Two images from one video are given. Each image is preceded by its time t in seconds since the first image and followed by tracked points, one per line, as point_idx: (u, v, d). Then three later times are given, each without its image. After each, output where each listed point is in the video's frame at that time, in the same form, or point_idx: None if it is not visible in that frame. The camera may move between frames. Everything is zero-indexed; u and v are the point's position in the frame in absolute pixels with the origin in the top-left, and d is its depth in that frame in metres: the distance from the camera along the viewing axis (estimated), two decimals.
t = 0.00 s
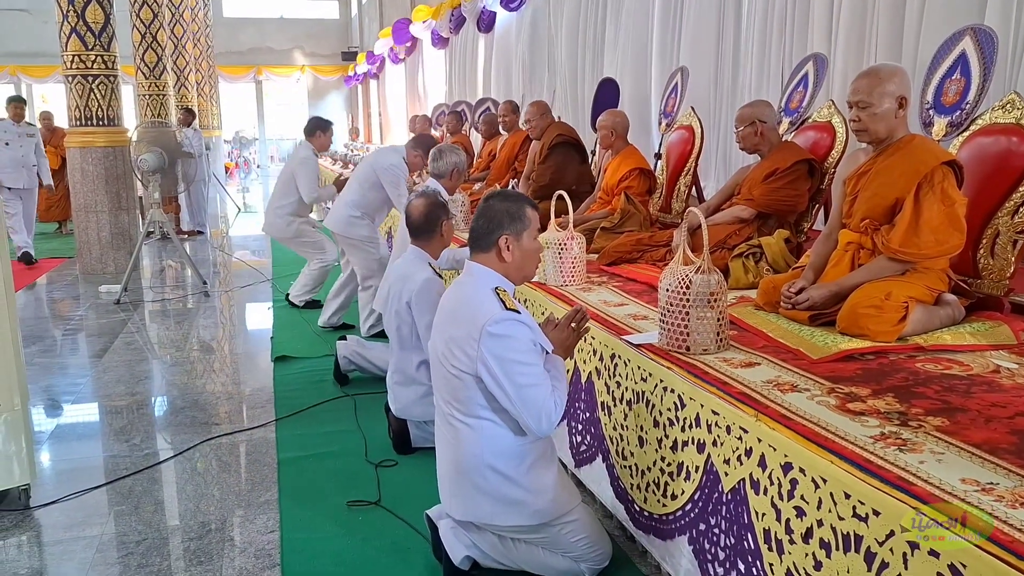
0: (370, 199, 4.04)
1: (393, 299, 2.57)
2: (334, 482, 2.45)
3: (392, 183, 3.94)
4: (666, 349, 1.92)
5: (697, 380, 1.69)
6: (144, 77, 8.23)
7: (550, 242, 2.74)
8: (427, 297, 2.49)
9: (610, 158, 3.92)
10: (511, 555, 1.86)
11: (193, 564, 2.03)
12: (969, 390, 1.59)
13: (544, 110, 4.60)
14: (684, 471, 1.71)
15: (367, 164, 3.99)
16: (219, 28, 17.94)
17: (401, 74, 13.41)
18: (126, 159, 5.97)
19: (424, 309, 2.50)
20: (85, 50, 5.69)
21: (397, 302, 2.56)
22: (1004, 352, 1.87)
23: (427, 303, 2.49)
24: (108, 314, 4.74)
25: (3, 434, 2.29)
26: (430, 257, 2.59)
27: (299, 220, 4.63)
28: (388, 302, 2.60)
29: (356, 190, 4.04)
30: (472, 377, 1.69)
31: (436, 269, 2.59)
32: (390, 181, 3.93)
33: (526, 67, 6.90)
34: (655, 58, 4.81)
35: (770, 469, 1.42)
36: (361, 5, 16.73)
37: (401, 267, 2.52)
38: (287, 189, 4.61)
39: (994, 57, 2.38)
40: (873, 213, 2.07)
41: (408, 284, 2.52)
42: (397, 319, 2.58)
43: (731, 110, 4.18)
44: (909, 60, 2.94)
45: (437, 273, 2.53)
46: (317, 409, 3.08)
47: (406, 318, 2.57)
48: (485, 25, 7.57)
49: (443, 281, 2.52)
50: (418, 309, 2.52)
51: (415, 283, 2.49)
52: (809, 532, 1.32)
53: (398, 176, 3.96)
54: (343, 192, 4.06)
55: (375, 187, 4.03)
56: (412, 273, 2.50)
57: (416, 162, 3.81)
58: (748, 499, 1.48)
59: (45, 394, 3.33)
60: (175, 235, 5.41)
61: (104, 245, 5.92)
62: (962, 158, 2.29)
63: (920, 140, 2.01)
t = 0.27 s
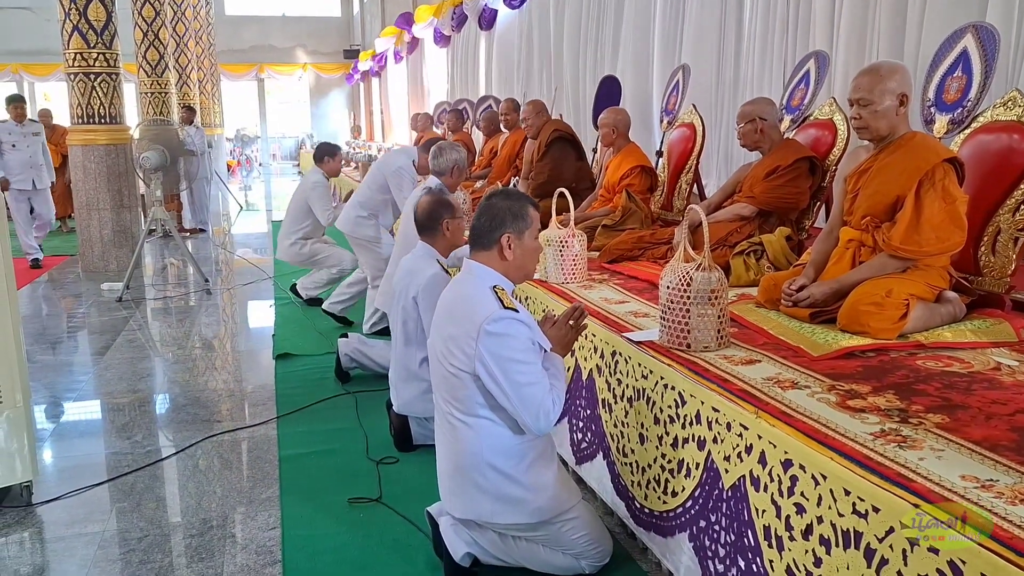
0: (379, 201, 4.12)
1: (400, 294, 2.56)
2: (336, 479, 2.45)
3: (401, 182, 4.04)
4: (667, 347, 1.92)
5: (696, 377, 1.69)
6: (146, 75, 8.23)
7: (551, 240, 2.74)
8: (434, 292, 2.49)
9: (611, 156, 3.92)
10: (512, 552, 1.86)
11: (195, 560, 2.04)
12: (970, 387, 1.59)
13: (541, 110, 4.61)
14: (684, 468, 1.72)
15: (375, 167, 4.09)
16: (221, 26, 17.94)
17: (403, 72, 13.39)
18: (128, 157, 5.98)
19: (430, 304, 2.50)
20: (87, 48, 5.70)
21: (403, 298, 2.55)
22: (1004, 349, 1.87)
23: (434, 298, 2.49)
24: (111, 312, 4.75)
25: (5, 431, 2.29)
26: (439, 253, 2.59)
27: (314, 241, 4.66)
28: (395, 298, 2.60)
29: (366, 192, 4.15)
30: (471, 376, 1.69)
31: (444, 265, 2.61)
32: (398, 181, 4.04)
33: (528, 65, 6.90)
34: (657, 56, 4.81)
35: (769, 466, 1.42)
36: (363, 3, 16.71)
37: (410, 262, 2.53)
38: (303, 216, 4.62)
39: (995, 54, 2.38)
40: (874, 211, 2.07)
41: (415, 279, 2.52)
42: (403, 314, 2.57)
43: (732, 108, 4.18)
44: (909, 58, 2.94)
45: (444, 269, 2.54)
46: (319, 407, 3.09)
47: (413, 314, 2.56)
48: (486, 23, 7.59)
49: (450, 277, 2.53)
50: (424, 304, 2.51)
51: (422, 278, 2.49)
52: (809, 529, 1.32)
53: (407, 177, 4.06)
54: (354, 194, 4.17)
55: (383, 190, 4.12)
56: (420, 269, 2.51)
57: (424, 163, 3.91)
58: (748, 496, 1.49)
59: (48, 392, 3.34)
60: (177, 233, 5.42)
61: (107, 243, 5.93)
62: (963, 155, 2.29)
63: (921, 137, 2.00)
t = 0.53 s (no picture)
0: (380, 207, 4.28)
1: (402, 292, 2.58)
2: (337, 476, 2.46)
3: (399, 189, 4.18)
4: (668, 345, 1.92)
5: (697, 376, 1.69)
6: (148, 73, 8.24)
7: (552, 239, 2.74)
8: (435, 289, 2.50)
9: (612, 154, 3.92)
10: (512, 550, 1.87)
11: (197, 558, 2.04)
12: (971, 386, 1.59)
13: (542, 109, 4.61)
14: (685, 466, 1.72)
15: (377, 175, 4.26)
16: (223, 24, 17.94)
17: (405, 70, 13.38)
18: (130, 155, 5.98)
19: (432, 301, 2.51)
20: (89, 46, 5.70)
21: (404, 296, 2.57)
22: (1006, 347, 1.87)
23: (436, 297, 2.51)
24: (113, 310, 4.75)
25: (7, 429, 2.30)
26: (442, 253, 2.65)
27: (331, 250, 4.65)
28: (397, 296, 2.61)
29: (368, 199, 4.31)
30: (469, 375, 1.69)
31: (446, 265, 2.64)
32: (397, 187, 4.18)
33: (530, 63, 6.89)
34: (659, 54, 4.81)
35: (770, 464, 1.42)
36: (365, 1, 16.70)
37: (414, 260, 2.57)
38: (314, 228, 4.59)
39: (997, 53, 2.38)
40: (875, 209, 2.07)
41: (418, 278, 2.55)
42: (404, 311, 2.58)
43: (734, 106, 4.18)
44: (911, 56, 2.93)
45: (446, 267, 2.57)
46: (320, 405, 3.09)
47: (415, 311, 2.57)
48: (488, 21, 7.64)
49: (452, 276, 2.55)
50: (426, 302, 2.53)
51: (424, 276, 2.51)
52: (809, 528, 1.32)
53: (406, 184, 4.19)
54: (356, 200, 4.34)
55: (385, 196, 4.28)
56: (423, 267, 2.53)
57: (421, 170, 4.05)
58: (748, 494, 1.49)
59: (50, 389, 3.35)
60: (179, 231, 5.42)
61: (109, 241, 5.93)
62: (965, 154, 2.29)
63: (923, 135, 2.00)
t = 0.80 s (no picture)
0: (380, 222, 4.25)
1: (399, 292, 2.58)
2: (340, 475, 2.46)
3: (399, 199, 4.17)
4: (669, 343, 1.92)
5: (698, 374, 1.70)
6: (150, 72, 8.25)
7: (554, 237, 2.74)
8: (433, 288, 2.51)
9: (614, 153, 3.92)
10: (514, 548, 1.87)
11: (199, 556, 2.04)
12: (972, 384, 1.59)
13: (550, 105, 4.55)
14: (687, 465, 1.72)
15: (380, 190, 4.28)
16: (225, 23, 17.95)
17: (407, 69, 13.39)
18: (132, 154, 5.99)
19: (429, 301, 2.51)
20: (91, 44, 5.70)
21: (401, 296, 2.57)
22: (1007, 346, 1.87)
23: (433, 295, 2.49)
24: (115, 309, 4.76)
25: (10, 427, 2.30)
26: (440, 252, 2.67)
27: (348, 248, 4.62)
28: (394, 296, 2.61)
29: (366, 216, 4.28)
30: (469, 374, 1.70)
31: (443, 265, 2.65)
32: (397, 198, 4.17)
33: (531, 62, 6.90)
34: (661, 53, 4.80)
35: (771, 463, 1.42)
36: None
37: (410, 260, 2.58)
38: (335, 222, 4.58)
39: (999, 52, 2.39)
40: (876, 208, 2.07)
41: (415, 277, 2.55)
42: (402, 311, 2.58)
43: (736, 104, 4.18)
44: (913, 55, 2.93)
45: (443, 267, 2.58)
46: (322, 403, 3.10)
47: (412, 310, 2.57)
48: (490, 21, 7.63)
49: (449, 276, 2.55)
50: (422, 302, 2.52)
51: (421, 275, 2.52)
52: (810, 526, 1.32)
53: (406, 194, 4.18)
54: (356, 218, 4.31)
55: (385, 211, 4.25)
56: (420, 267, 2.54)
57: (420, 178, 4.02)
58: (749, 493, 1.49)
59: (52, 388, 3.35)
60: (181, 230, 5.42)
61: (111, 239, 5.94)
62: (967, 152, 2.29)
63: (924, 134, 2.00)
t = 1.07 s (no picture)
0: (380, 232, 4.19)
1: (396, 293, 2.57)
2: (342, 473, 2.46)
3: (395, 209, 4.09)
4: (671, 342, 1.92)
5: (700, 372, 1.70)
6: (152, 72, 8.25)
7: (556, 236, 2.74)
8: (430, 288, 2.50)
9: (615, 152, 3.92)
10: (516, 546, 1.87)
11: (201, 554, 2.05)
12: (974, 383, 1.59)
13: (556, 103, 4.57)
14: (689, 463, 1.72)
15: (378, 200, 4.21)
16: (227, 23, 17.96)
17: (409, 69, 13.38)
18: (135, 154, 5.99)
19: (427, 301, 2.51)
20: (94, 44, 5.71)
21: (399, 295, 2.55)
22: (1010, 345, 1.87)
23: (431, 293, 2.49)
24: (117, 308, 4.76)
25: (12, 425, 2.31)
26: (436, 251, 2.66)
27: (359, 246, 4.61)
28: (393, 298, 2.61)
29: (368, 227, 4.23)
30: (470, 372, 1.70)
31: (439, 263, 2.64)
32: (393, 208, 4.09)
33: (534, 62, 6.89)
34: (662, 52, 4.80)
35: (774, 461, 1.42)
36: None
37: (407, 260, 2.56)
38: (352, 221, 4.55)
39: (1001, 50, 2.38)
40: (878, 207, 2.07)
41: (412, 277, 2.53)
42: (401, 312, 2.57)
43: (738, 104, 4.17)
44: (915, 55, 2.93)
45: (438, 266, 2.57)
46: (325, 402, 3.10)
47: (411, 311, 2.57)
48: (491, 21, 7.59)
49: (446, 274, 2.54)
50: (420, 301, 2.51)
51: (416, 276, 2.51)
52: (812, 524, 1.32)
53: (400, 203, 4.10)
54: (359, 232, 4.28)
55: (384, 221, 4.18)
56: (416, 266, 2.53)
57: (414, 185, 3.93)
58: (751, 491, 1.49)
59: (55, 387, 3.36)
60: (183, 230, 5.43)
61: (114, 239, 5.94)
62: (969, 151, 2.29)
63: (927, 132, 2.00)
